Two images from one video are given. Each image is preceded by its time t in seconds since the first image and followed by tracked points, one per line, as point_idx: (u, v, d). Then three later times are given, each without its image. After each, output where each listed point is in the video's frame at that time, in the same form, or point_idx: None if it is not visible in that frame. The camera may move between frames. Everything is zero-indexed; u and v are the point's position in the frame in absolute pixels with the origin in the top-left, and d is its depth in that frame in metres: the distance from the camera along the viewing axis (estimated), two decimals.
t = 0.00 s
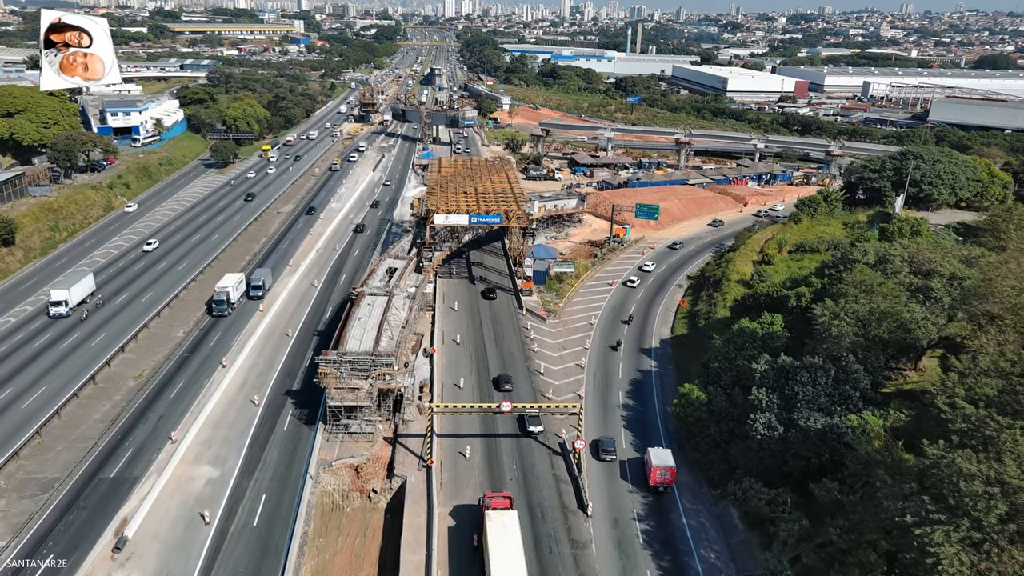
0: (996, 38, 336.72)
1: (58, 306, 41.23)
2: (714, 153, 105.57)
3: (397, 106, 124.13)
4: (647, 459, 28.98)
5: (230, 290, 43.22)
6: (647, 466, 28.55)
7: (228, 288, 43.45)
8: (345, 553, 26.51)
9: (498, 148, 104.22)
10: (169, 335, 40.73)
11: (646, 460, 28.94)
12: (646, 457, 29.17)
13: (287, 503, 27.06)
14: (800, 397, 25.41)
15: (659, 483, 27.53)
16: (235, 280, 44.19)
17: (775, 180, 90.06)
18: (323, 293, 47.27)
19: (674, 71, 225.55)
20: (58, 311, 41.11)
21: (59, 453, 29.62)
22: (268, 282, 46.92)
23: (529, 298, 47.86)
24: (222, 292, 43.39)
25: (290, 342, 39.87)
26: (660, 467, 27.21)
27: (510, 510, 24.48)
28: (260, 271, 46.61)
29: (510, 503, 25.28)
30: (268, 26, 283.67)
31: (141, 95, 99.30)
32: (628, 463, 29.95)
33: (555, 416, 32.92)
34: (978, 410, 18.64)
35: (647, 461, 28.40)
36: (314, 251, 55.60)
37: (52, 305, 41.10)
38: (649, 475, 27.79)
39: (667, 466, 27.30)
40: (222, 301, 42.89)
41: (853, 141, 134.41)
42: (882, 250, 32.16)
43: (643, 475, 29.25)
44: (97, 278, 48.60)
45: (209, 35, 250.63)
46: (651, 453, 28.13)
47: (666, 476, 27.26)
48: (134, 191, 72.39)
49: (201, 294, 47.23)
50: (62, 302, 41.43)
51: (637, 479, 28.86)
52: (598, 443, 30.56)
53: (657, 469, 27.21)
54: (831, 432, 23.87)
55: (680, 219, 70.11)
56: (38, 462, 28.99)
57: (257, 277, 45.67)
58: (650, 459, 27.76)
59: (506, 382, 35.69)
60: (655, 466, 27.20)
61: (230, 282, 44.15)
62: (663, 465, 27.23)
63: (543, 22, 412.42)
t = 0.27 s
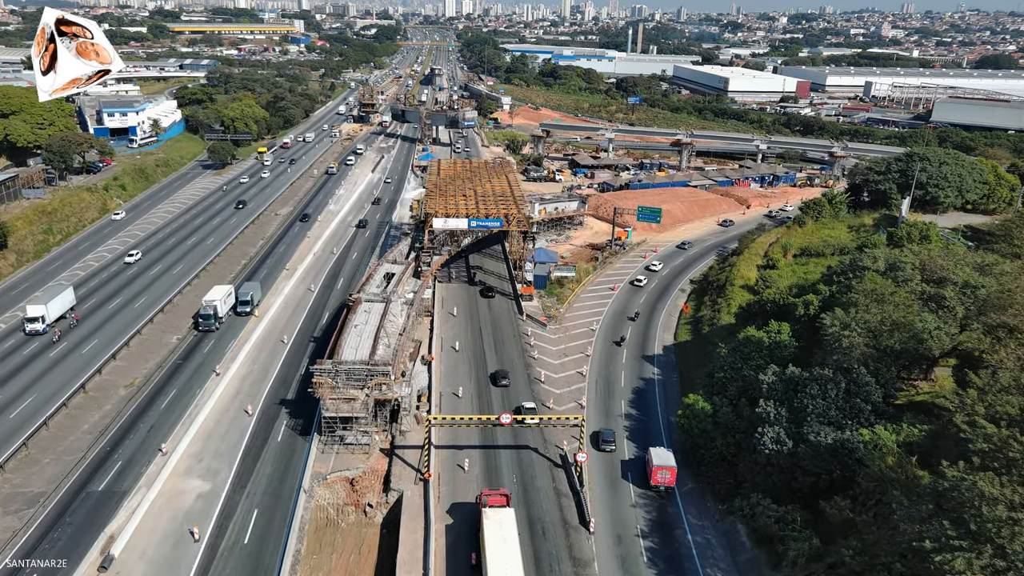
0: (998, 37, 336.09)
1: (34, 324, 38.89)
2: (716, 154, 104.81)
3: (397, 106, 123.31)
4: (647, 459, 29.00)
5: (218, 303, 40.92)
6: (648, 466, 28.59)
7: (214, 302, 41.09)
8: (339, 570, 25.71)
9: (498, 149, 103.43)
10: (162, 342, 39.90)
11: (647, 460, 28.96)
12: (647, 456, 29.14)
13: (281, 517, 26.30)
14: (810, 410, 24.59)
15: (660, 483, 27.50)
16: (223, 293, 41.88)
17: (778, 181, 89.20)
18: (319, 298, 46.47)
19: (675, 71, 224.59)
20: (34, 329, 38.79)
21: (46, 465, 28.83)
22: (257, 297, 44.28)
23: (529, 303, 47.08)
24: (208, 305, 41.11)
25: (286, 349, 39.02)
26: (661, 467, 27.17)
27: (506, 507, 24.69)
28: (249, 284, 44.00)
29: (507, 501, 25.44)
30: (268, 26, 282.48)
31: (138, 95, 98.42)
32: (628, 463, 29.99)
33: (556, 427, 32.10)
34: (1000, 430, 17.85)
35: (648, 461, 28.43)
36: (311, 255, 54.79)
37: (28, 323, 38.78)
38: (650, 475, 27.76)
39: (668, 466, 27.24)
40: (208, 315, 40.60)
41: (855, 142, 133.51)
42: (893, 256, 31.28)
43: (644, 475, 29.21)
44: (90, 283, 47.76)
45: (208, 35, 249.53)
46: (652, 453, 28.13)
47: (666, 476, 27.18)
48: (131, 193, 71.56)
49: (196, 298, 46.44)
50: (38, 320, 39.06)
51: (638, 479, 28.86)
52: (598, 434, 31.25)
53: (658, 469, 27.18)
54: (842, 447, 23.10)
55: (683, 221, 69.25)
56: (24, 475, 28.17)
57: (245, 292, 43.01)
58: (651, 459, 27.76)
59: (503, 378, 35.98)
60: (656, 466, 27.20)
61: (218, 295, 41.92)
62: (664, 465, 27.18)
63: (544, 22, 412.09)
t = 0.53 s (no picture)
0: (1000, 37, 334.99)
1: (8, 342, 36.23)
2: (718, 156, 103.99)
3: (397, 106, 122.47)
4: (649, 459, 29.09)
5: (204, 318, 38.75)
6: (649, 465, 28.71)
7: (200, 317, 38.89)
8: None
9: (498, 150, 102.59)
10: (154, 349, 39.02)
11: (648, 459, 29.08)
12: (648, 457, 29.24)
13: (273, 534, 25.49)
14: (820, 424, 23.76)
15: (661, 482, 27.60)
16: (209, 308, 39.74)
17: (781, 183, 88.34)
18: (316, 303, 45.61)
19: (676, 71, 223.68)
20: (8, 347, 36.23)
21: (31, 479, 27.99)
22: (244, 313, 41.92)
23: (530, 308, 46.23)
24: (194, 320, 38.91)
25: (281, 356, 38.14)
26: (662, 466, 27.30)
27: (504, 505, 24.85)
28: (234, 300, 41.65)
29: (505, 498, 25.66)
30: (268, 26, 281.49)
31: (135, 95, 97.53)
32: (629, 463, 30.09)
33: (557, 438, 31.33)
34: None
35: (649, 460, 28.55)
36: (308, 258, 53.95)
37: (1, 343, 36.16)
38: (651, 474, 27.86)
39: (669, 466, 27.38)
40: (193, 331, 38.39)
41: (858, 143, 132.60)
42: (903, 263, 30.47)
43: (645, 475, 29.25)
44: (83, 288, 46.90)
45: (208, 35, 248.59)
46: (653, 453, 28.25)
47: (667, 475, 27.32)
48: (127, 195, 70.69)
49: (190, 303, 45.58)
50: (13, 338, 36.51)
51: (639, 478, 28.98)
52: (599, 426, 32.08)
53: (660, 469, 27.31)
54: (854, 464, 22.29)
55: (685, 224, 68.40)
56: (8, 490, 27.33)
57: (231, 309, 40.65)
58: (652, 458, 27.89)
59: (500, 373, 36.47)
60: (656, 466, 27.33)
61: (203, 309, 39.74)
62: (665, 465, 27.33)
63: (544, 22, 411.31)
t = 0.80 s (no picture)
0: (1001, 37, 333.79)
1: None
2: (720, 157, 103.27)
3: (396, 106, 121.75)
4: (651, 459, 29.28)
5: (188, 335, 36.67)
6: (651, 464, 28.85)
7: (185, 334, 36.80)
8: None
9: (499, 151, 101.84)
10: (147, 356, 38.21)
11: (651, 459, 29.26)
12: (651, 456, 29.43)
13: (265, 551, 24.63)
14: (832, 441, 22.94)
15: (663, 482, 27.73)
16: (195, 324, 37.75)
17: (784, 185, 87.46)
18: (313, 309, 44.81)
19: (677, 71, 222.80)
20: None
21: (18, 493, 27.20)
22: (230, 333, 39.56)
23: (530, 314, 45.39)
24: (178, 337, 36.85)
25: (276, 363, 37.37)
26: (664, 466, 27.48)
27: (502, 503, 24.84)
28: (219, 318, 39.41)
29: (502, 495, 25.76)
30: (269, 26, 280.82)
31: (133, 96, 96.74)
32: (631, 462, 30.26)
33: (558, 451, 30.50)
34: None
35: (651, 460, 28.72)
36: (306, 262, 53.18)
37: None
38: (653, 474, 28.02)
39: (671, 465, 27.59)
40: (177, 348, 36.27)
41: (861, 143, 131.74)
42: (914, 271, 29.72)
43: (648, 473, 29.48)
44: (76, 293, 46.06)
45: (208, 35, 247.74)
46: (655, 452, 28.46)
47: (670, 474, 27.48)
48: (123, 197, 69.90)
49: (185, 308, 44.80)
50: None
51: (641, 478, 29.14)
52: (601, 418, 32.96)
53: (661, 468, 27.50)
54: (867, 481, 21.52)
55: (687, 227, 67.56)
56: None
57: (217, 328, 38.33)
58: (654, 457, 28.09)
59: (498, 368, 37.01)
60: (659, 464, 27.53)
61: (188, 325, 37.75)
62: (667, 464, 27.54)
63: (545, 22, 410.86)
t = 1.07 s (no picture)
0: (1004, 37, 331.91)
1: None
2: (724, 159, 102.48)
3: (397, 106, 121.01)
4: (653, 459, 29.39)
5: (172, 354, 34.35)
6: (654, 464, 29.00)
7: (169, 352, 34.52)
8: None
9: (500, 153, 101.07)
10: (141, 363, 37.42)
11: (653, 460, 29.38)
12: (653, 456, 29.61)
13: (257, 570, 23.81)
14: (845, 458, 22.12)
15: (666, 482, 27.89)
16: (180, 341, 35.29)
17: (788, 187, 86.55)
18: (311, 314, 44.07)
19: (679, 71, 221.85)
20: None
21: (4, 508, 26.39)
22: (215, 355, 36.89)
23: (532, 320, 44.62)
24: (161, 356, 34.57)
25: (272, 371, 36.66)
26: (667, 466, 27.63)
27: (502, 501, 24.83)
28: (205, 338, 36.88)
29: (502, 494, 25.32)
30: (270, 25, 280.04)
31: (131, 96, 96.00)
32: (635, 463, 30.39)
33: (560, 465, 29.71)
34: None
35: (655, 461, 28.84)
36: (304, 266, 52.43)
37: None
38: (656, 474, 28.17)
39: (674, 466, 27.74)
40: (160, 367, 34.09)
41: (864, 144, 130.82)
42: (927, 280, 28.87)
43: (650, 474, 29.59)
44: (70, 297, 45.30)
45: (209, 34, 247.09)
46: (658, 453, 28.59)
47: (672, 475, 27.63)
48: (120, 199, 69.18)
49: (181, 313, 44.04)
50: None
51: (644, 478, 29.24)
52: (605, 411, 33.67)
53: (664, 469, 27.63)
54: (880, 499, 20.80)
55: (691, 230, 66.73)
56: None
57: (200, 349, 35.61)
58: (657, 458, 28.25)
59: (497, 364, 37.59)
60: (661, 465, 27.62)
61: (174, 342, 35.38)
62: (669, 464, 27.66)
63: (546, 22, 410.02)
